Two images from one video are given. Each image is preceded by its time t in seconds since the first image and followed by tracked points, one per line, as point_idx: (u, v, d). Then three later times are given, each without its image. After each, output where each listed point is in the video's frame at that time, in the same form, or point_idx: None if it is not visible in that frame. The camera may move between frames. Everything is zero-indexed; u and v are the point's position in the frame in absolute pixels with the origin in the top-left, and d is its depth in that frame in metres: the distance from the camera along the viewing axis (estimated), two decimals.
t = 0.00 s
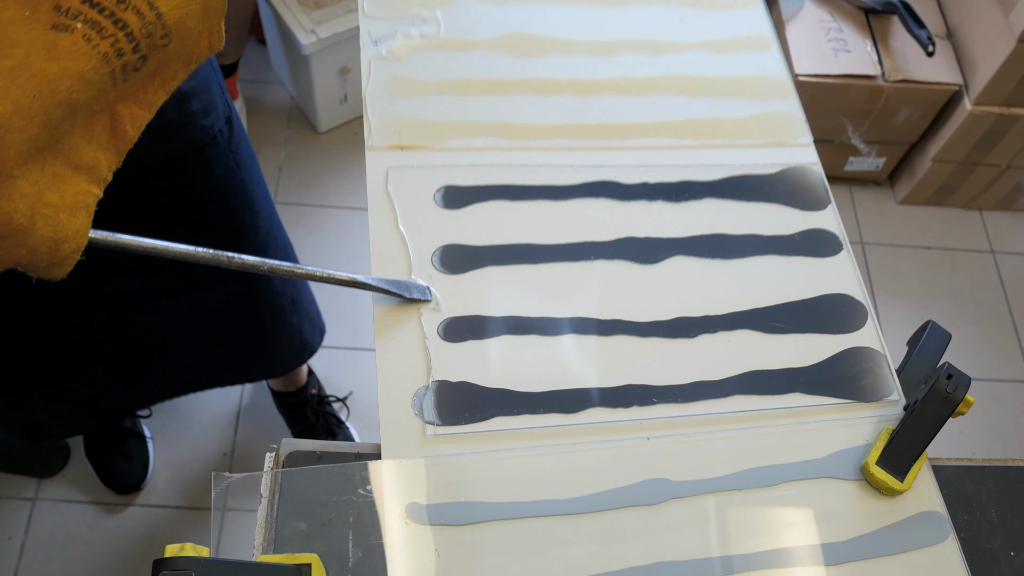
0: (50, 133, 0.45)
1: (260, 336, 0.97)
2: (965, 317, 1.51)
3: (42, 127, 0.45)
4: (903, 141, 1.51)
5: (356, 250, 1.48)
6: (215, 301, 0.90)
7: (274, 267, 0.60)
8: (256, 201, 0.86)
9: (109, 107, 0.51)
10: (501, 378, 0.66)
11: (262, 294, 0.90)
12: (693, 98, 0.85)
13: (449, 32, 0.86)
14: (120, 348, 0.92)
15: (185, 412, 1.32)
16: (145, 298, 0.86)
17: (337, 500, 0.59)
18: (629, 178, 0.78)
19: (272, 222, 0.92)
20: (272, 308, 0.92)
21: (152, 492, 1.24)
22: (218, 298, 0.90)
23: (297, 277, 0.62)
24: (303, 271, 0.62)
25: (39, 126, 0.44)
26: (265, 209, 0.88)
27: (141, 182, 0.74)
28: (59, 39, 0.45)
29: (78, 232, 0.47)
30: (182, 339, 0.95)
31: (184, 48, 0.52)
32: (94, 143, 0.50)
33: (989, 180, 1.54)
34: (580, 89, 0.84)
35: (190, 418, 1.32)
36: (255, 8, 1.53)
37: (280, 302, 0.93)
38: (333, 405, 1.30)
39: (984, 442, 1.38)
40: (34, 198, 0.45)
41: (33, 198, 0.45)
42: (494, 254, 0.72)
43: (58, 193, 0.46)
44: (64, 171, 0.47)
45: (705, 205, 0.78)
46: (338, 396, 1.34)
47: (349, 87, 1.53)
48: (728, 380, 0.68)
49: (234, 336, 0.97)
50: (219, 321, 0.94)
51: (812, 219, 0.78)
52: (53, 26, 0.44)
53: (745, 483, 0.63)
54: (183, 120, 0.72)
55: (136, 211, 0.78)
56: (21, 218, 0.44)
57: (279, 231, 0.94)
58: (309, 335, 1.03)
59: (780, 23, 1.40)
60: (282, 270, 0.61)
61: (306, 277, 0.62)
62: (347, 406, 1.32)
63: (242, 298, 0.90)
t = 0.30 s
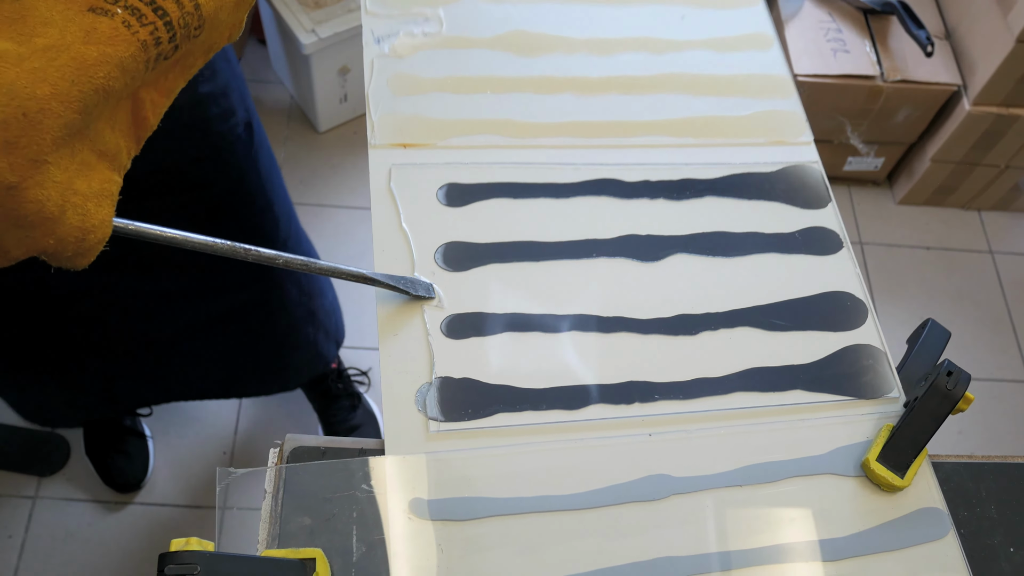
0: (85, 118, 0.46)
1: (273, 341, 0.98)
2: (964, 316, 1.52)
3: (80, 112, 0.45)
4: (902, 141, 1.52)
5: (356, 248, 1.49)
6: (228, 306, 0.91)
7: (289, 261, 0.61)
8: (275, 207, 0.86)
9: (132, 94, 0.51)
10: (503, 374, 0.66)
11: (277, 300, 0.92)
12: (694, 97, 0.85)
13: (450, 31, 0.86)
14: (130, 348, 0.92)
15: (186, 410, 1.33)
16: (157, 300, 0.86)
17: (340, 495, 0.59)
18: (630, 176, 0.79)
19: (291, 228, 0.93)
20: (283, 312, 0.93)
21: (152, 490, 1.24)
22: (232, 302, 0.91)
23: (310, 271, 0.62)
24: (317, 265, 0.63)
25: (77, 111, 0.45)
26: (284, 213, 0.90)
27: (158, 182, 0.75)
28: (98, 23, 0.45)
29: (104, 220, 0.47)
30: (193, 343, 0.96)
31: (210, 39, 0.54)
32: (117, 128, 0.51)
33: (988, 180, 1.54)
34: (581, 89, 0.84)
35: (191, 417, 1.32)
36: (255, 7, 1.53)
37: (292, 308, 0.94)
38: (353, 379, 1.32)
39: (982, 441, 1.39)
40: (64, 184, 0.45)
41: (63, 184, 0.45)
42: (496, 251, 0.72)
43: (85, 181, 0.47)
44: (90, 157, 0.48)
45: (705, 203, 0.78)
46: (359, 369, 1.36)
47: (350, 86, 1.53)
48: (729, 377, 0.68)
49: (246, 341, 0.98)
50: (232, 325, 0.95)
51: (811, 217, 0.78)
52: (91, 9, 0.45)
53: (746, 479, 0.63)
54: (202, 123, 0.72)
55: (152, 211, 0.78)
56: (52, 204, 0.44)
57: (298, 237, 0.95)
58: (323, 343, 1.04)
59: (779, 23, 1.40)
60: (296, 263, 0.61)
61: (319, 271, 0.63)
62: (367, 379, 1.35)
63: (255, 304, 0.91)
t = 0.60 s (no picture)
0: (73, 132, 0.47)
1: (277, 335, 1.00)
2: (962, 318, 1.52)
3: (67, 125, 0.46)
4: (900, 143, 1.53)
5: (357, 248, 1.49)
6: (236, 303, 0.92)
7: (289, 266, 0.61)
8: (284, 198, 0.88)
9: (129, 105, 0.52)
10: (504, 373, 0.66)
11: (281, 293, 0.94)
12: (694, 98, 0.86)
13: (453, 30, 0.87)
14: (140, 357, 0.91)
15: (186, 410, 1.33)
16: (167, 302, 0.86)
17: (341, 494, 0.60)
18: (631, 177, 0.79)
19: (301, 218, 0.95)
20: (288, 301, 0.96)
21: (152, 489, 1.25)
22: (241, 299, 0.92)
23: (311, 274, 0.63)
24: (317, 270, 0.63)
25: (64, 125, 0.46)
26: (295, 207, 0.92)
27: (174, 182, 0.75)
28: (83, 40, 0.47)
29: (97, 232, 0.47)
30: (201, 347, 0.95)
31: (204, 46, 0.54)
32: (115, 140, 0.51)
33: (986, 183, 1.55)
34: (583, 89, 0.84)
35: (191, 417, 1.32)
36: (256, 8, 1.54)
37: (295, 297, 0.97)
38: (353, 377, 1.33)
39: (980, 442, 1.39)
40: (56, 197, 0.46)
41: (54, 196, 0.45)
42: (498, 251, 0.73)
43: (79, 193, 0.47)
44: (84, 169, 0.48)
45: (706, 203, 0.79)
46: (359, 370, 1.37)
47: (350, 86, 1.53)
48: (729, 377, 0.68)
49: (253, 338, 0.99)
50: (239, 323, 0.96)
51: (811, 217, 0.79)
52: (79, 27, 0.47)
53: (745, 477, 0.64)
54: (220, 116, 0.73)
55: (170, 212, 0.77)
56: (43, 217, 0.45)
57: (306, 230, 0.98)
58: (322, 329, 1.07)
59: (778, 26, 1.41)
60: (296, 268, 0.62)
61: (320, 275, 0.63)
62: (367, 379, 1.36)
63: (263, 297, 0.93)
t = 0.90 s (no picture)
0: (68, 136, 0.48)
1: (275, 325, 0.99)
2: (959, 319, 1.53)
3: (60, 129, 0.47)
4: (897, 145, 1.53)
5: (354, 251, 1.49)
6: (233, 291, 0.92)
7: (290, 270, 0.61)
8: (278, 188, 0.87)
9: (124, 109, 0.54)
10: (505, 378, 0.66)
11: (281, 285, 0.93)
12: (694, 101, 0.86)
13: (452, 33, 0.87)
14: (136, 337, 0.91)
15: (183, 412, 1.32)
16: (163, 287, 0.86)
17: (342, 499, 0.59)
18: (631, 180, 0.79)
19: (295, 210, 0.94)
20: (287, 295, 0.95)
21: (149, 492, 1.24)
22: (238, 288, 0.91)
23: (312, 280, 0.63)
24: (319, 274, 0.63)
25: (56, 129, 0.46)
26: (289, 199, 0.91)
27: (169, 169, 0.74)
28: (74, 44, 0.47)
29: (94, 235, 0.48)
30: (197, 329, 0.96)
31: (188, 44, 0.57)
32: (111, 144, 0.53)
33: (982, 184, 1.55)
34: (583, 93, 0.84)
35: (188, 419, 1.32)
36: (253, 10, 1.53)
37: (295, 291, 0.95)
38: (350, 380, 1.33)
39: (977, 443, 1.40)
40: (51, 202, 0.46)
41: (49, 201, 0.46)
42: (498, 254, 0.73)
43: (75, 197, 0.48)
44: (80, 174, 0.49)
45: (706, 207, 0.79)
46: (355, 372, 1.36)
47: (347, 88, 1.53)
48: (730, 380, 0.68)
49: (250, 326, 0.99)
50: (236, 311, 0.95)
51: (811, 221, 0.79)
52: (69, 31, 0.47)
53: (747, 481, 0.64)
54: (212, 106, 0.72)
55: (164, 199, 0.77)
56: (39, 223, 0.45)
57: (302, 221, 0.96)
58: (322, 325, 1.06)
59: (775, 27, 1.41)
60: (300, 275, 0.62)
61: (321, 280, 0.63)
62: (364, 381, 1.35)
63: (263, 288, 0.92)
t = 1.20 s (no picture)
0: (51, 172, 0.49)
1: (266, 327, 0.99)
2: (955, 323, 1.53)
3: (42, 166, 0.48)
4: (893, 148, 1.53)
5: (352, 253, 1.49)
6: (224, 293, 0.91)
7: (284, 286, 0.62)
8: (270, 191, 0.86)
9: (112, 137, 0.55)
10: (506, 385, 0.66)
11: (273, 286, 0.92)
12: (695, 102, 0.86)
13: (453, 31, 0.86)
14: (125, 341, 0.90)
15: (178, 414, 1.32)
16: (152, 291, 0.85)
17: (342, 507, 0.59)
18: (632, 186, 0.79)
19: (287, 212, 0.92)
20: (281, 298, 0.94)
21: (145, 496, 1.24)
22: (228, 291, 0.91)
23: (309, 294, 0.63)
24: (316, 288, 0.64)
25: (36, 167, 0.48)
26: (282, 201, 0.90)
27: (157, 171, 0.73)
28: (53, 82, 0.49)
29: (81, 268, 0.50)
30: (186, 330, 0.95)
31: (176, 66, 0.56)
32: (101, 173, 0.54)
33: (977, 188, 1.56)
34: (584, 94, 0.84)
35: (185, 423, 1.31)
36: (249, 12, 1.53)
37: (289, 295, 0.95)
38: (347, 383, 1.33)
39: (974, 448, 1.40)
40: (36, 236, 0.48)
41: (35, 236, 0.48)
42: (499, 260, 0.72)
43: (62, 230, 0.50)
44: (68, 206, 0.51)
45: (706, 213, 0.79)
46: (352, 375, 1.36)
47: (344, 90, 1.52)
48: (731, 387, 0.69)
49: (241, 326, 0.98)
50: (226, 312, 0.95)
51: (811, 227, 0.79)
52: (49, 68, 0.49)
53: (747, 489, 0.64)
54: (203, 110, 0.71)
55: (152, 201, 0.76)
56: (24, 258, 0.47)
57: (295, 223, 0.95)
58: (316, 328, 1.06)
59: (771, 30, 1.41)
60: (293, 288, 0.62)
61: (319, 292, 0.64)
62: (361, 385, 1.35)
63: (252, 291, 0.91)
